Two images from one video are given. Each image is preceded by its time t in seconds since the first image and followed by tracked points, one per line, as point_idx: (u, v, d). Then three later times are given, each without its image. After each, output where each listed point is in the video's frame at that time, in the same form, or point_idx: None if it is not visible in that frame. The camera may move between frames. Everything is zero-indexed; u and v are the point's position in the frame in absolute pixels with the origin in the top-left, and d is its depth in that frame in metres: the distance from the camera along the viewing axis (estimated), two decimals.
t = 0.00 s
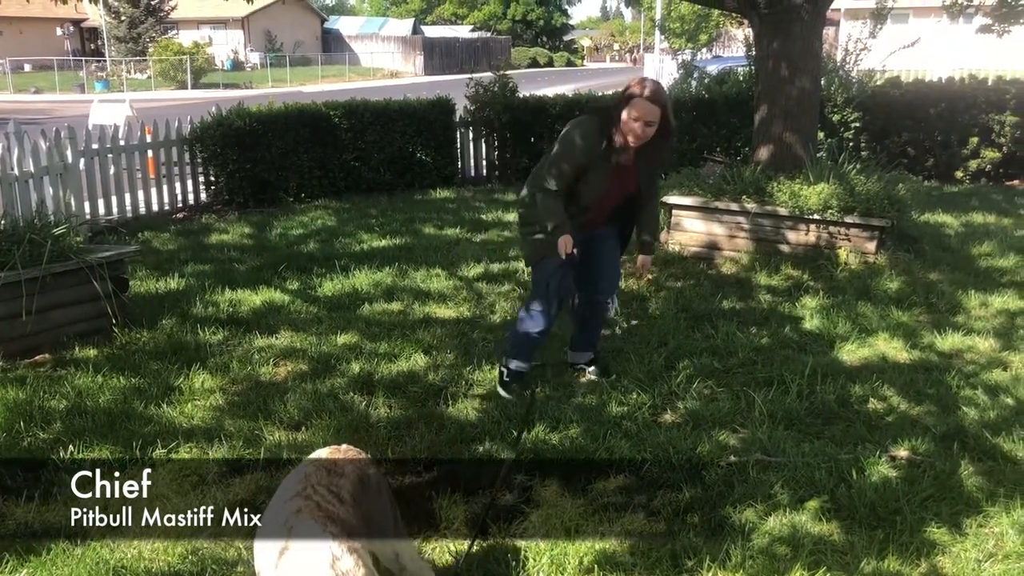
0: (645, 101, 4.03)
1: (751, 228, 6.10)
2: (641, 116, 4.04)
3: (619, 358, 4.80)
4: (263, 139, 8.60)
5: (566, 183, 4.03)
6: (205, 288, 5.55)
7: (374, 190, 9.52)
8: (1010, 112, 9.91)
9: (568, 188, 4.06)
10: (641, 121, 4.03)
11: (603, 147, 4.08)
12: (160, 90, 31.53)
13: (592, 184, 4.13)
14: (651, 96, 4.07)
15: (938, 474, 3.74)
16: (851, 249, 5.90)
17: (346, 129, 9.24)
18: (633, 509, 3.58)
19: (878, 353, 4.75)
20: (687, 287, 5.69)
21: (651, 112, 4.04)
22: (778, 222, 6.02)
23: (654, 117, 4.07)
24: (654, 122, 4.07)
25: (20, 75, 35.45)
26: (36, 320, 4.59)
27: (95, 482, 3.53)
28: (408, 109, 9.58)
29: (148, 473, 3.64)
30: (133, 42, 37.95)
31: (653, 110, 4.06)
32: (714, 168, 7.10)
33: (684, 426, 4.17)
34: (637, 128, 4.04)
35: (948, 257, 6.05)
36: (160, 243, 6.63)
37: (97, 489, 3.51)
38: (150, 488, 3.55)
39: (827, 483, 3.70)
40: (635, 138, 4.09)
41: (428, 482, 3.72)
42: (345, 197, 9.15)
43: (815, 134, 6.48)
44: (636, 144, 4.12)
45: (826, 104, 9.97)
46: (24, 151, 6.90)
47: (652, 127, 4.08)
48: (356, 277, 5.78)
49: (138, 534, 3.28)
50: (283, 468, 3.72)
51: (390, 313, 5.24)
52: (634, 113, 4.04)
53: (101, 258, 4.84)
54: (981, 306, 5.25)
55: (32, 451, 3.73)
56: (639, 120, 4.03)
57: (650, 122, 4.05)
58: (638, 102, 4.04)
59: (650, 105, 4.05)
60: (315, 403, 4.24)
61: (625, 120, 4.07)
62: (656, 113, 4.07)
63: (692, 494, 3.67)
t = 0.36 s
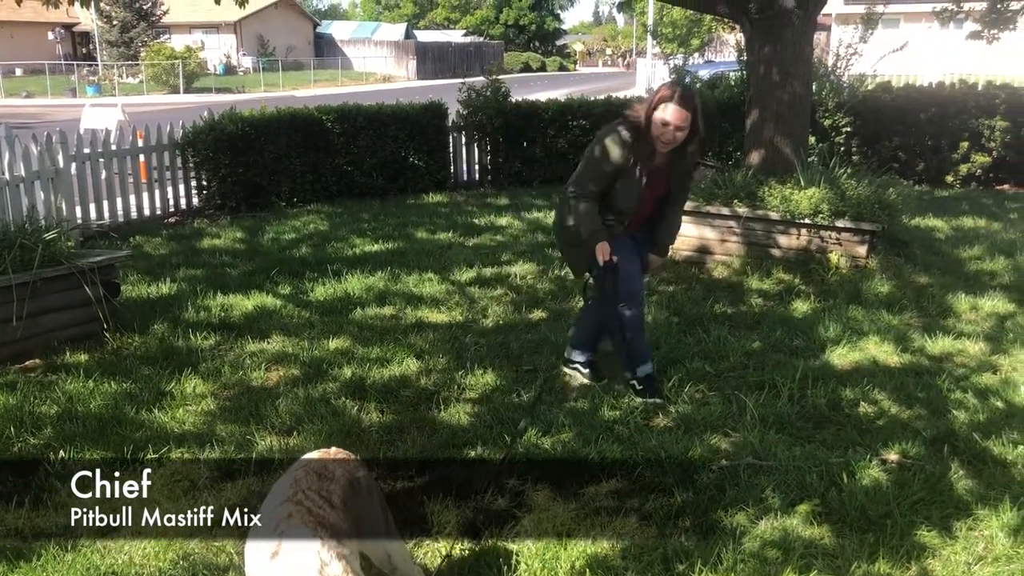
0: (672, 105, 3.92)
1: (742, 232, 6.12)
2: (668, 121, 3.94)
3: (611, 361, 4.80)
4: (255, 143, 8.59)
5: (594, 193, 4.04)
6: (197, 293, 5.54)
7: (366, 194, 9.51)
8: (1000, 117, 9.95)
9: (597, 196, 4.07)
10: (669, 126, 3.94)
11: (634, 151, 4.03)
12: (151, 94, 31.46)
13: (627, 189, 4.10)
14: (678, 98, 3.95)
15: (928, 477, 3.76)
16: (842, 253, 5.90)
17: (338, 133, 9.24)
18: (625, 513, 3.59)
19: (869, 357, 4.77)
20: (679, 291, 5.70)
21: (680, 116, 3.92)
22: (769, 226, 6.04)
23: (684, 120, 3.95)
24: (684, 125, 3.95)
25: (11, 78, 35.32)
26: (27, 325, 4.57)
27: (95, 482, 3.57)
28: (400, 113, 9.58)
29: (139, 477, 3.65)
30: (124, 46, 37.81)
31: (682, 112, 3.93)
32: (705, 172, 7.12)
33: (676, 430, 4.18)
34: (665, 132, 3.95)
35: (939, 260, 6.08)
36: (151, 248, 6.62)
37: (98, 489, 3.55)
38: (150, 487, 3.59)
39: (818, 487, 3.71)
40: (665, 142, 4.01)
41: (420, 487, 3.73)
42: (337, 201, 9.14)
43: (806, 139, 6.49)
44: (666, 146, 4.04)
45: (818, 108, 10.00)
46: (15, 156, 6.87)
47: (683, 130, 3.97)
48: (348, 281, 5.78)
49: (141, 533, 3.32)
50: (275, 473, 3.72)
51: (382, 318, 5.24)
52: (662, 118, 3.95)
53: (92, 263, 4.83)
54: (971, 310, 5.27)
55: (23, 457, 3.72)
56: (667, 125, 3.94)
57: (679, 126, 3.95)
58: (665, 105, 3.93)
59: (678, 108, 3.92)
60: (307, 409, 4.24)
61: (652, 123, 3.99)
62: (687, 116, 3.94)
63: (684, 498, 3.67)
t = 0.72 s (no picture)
0: (683, 98, 4.07)
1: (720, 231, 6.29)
2: (682, 113, 4.08)
3: (588, 360, 4.80)
4: (232, 139, 8.54)
5: (614, 185, 4.16)
6: (172, 290, 5.50)
7: (345, 192, 9.48)
8: (974, 118, 10.05)
9: (619, 188, 4.20)
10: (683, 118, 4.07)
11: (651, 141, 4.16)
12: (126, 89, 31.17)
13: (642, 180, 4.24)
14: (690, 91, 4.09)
15: (900, 474, 3.80)
16: (817, 252, 5.99)
17: (316, 130, 9.20)
18: (601, 509, 3.60)
19: (843, 355, 4.81)
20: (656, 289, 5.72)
21: (692, 107, 4.05)
22: (745, 226, 6.17)
23: (697, 110, 4.07)
24: (698, 114, 4.08)
25: None
26: None
27: (94, 483, 3.51)
28: (380, 111, 9.55)
29: (114, 475, 3.61)
30: (99, 41, 37.45)
31: (695, 103, 4.06)
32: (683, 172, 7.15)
33: (651, 428, 4.20)
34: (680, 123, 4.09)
35: (913, 260, 6.14)
36: (126, 244, 6.56)
37: (97, 489, 3.49)
38: (150, 488, 3.54)
39: (792, 484, 3.74)
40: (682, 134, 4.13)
41: (397, 485, 3.72)
42: (315, 198, 9.10)
43: (782, 139, 6.54)
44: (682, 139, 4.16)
45: (795, 109, 10.07)
46: None
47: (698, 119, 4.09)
48: (325, 279, 5.76)
49: (142, 535, 3.27)
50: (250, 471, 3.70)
51: (360, 316, 5.22)
52: (676, 112, 4.10)
53: (66, 259, 4.81)
54: (944, 309, 5.33)
55: None
56: (680, 116, 4.08)
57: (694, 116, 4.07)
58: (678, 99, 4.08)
59: (689, 99, 4.06)
60: (282, 406, 4.22)
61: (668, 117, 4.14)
62: (700, 105, 4.07)
63: (659, 495, 3.69)
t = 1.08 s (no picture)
0: (696, 60, 4.22)
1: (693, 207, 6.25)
2: (694, 74, 4.23)
3: (562, 333, 4.81)
4: (204, 110, 8.44)
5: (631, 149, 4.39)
6: (144, 262, 5.44)
7: (318, 164, 9.40)
8: (947, 96, 10.13)
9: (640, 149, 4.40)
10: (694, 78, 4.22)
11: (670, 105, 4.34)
12: (96, 58, 30.61)
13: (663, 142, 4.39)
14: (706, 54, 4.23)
15: (868, 446, 3.86)
16: (790, 227, 5.97)
17: (289, 101, 9.09)
18: (573, 480, 3.63)
19: (814, 329, 4.86)
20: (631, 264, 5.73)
21: (703, 67, 4.18)
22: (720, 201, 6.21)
23: (710, 71, 4.19)
24: (711, 76, 4.18)
25: None
26: None
27: (94, 483, 3.35)
28: (354, 83, 9.46)
29: (83, 448, 3.59)
30: (68, 9, 36.74)
31: (708, 64, 4.19)
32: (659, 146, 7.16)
33: (624, 400, 4.23)
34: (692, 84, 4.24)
35: (884, 235, 6.20)
36: (96, 215, 6.47)
37: (97, 489, 3.33)
38: (120, 461, 3.51)
39: (762, 455, 3.78)
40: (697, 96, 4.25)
41: (370, 456, 3.73)
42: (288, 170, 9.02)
43: (758, 114, 6.55)
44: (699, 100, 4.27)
45: (770, 85, 10.08)
46: None
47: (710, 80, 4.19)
48: (299, 251, 5.72)
49: (136, 519, 3.18)
50: (222, 443, 3.70)
51: (333, 289, 5.19)
52: (690, 72, 4.25)
53: (33, 230, 4.71)
54: (914, 284, 5.39)
55: None
56: (695, 78, 4.23)
57: (705, 76, 4.19)
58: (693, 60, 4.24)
59: (702, 60, 4.21)
60: (255, 378, 4.21)
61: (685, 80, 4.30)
62: (712, 66, 4.18)
63: (632, 466, 3.72)
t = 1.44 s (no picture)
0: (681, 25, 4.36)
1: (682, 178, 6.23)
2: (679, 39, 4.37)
3: (547, 304, 4.82)
4: (185, 80, 8.39)
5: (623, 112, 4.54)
6: (127, 233, 5.41)
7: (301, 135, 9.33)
8: (932, 66, 10.13)
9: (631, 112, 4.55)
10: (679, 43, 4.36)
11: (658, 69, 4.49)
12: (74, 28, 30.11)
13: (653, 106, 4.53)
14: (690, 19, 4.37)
15: (849, 414, 3.90)
16: (775, 197, 5.98)
17: (272, 71, 8.97)
18: (558, 448, 3.65)
19: (797, 299, 4.89)
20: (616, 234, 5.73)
21: (688, 32, 4.33)
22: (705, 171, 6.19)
23: (695, 35, 4.33)
24: (695, 40, 4.33)
25: None
26: None
27: (96, 484, 3.18)
28: (339, 53, 9.33)
29: (68, 419, 3.60)
30: None
31: (693, 29, 4.33)
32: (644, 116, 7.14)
33: (608, 369, 4.25)
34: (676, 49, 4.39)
35: (867, 205, 6.22)
36: (78, 187, 6.41)
37: (98, 489, 3.16)
38: (105, 432, 3.52)
39: (744, 423, 3.82)
40: (683, 60, 4.41)
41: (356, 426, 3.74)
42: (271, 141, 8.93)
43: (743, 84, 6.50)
44: (686, 64, 4.41)
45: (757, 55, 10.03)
46: None
47: (696, 45, 4.34)
48: (283, 222, 5.70)
49: (120, 485, 3.19)
50: (208, 414, 3.71)
51: (318, 260, 5.18)
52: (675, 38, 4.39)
53: (15, 200, 4.69)
54: (897, 253, 5.42)
55: None
56: (682, 42, 4.36)
57: (690, 41, 4.33)
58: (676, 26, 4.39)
59: (687, 25, 4.35)
60: (241, 349, 4.21)
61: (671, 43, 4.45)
62: (698, 30, 4.32)
63: (616, 433, 3.74)
